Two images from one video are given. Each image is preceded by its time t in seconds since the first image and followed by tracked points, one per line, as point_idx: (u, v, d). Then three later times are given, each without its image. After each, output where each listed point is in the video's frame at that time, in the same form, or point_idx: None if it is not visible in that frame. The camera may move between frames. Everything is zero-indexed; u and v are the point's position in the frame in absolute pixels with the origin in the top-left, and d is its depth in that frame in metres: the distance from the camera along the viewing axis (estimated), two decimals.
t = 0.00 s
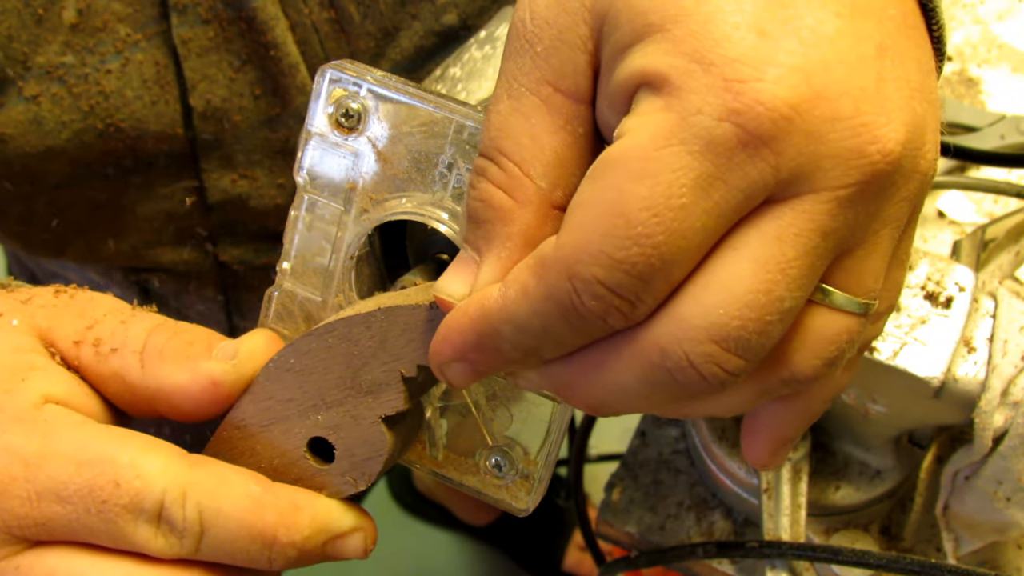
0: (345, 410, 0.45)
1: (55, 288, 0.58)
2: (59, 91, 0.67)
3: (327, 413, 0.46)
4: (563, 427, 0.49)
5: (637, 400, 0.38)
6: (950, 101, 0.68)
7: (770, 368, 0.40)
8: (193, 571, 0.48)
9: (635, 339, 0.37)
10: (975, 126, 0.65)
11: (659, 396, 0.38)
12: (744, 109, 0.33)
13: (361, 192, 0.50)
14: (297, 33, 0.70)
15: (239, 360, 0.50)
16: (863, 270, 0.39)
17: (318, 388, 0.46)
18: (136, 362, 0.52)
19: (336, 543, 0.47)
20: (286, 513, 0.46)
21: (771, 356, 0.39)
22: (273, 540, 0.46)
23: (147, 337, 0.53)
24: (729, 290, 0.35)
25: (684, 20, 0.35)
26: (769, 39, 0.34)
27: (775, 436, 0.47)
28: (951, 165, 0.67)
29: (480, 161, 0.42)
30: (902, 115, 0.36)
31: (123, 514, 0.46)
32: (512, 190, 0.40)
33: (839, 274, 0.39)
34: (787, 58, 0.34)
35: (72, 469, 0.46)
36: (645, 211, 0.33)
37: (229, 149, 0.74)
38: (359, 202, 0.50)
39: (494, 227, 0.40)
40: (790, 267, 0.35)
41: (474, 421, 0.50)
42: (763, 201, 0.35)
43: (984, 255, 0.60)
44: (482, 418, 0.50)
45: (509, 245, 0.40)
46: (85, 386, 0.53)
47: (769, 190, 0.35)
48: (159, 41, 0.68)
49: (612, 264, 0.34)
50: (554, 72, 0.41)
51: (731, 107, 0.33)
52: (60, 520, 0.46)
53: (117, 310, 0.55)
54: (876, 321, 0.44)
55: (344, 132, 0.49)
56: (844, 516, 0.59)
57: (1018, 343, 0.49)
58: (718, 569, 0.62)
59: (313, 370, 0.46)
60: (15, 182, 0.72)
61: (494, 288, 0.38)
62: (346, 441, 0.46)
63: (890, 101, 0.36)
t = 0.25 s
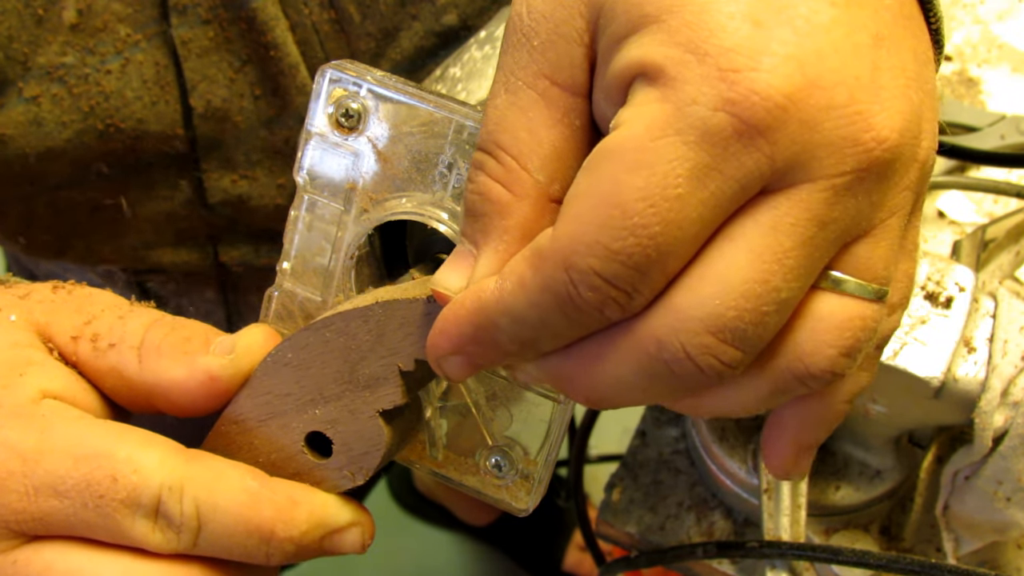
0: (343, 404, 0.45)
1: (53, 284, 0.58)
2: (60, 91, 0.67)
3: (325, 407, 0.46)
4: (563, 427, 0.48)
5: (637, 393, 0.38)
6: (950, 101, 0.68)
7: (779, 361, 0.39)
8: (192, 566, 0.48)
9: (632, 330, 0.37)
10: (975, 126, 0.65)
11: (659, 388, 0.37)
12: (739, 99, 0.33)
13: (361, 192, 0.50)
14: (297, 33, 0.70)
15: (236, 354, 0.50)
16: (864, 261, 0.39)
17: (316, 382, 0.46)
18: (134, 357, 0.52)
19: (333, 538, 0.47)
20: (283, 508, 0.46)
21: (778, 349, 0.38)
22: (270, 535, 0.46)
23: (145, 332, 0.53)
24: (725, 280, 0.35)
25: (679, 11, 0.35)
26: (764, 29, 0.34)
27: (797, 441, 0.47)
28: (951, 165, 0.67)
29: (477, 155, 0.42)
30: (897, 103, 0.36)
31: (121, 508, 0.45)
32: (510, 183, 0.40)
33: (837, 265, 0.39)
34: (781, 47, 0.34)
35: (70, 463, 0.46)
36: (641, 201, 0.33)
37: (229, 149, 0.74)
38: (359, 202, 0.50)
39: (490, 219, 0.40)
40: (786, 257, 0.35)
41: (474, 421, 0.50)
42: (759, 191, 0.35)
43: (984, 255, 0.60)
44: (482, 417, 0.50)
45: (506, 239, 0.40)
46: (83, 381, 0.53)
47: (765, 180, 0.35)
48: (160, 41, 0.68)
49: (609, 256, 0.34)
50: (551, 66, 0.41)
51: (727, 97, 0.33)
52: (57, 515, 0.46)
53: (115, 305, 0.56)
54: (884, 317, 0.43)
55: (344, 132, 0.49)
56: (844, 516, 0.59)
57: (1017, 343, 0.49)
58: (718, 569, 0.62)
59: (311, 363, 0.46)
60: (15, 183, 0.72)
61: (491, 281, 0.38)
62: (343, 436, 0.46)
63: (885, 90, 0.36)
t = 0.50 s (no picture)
0: (340, 398, 0.45)
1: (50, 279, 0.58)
2: (60, 91, 0.67)
3: (321, 400, 0.46)
4: (563, 427, 0.48)
5: (631, 385, 0.38)
6: (950, 102, 0.68)
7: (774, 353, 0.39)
8: (188, 559, 0.48)
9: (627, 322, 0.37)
10: (976, 126, 0.65)
11: (653, 380, 0.37)
12: (734, 91, 0.33)
13: (361, 192, 0.50)
14: (297, 33, 0.70)
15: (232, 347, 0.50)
16: (860, 253, 0.39)
17: (313, 376, 0.46)
18: (130, 351, 0.52)
19: (330, 532, 0.48)
20: (280, 503, 0.46)
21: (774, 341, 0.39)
22: (267, 529, 0.46)
23: (141, 325, 0.53)
24: (721, 273, 0.35)
25: (674, 3, 0.35)
26: (759, 21, 0.34)
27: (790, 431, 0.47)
28: (951, 165, 0.67)
29: (474, 148, 0.42)
30: (892, 96, 0.36)
31: (117, 502, 0.45)
32: (507, 176, 0.40)
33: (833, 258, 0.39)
34: (777, 39, 0.34)
35: (67, 457, 0.46)
36: (636, 193, 0.33)
37: (229, 149, 0.74)
38: (359, 202, 0.50)
39: (487, 212, 0.40)
40: (782, 250, 0.35)
41: (474, 421, 0.50)
42: (754, 183, 0.35)
43: (984, 255, 0.60)
44: (482, 417, 0.50)
45: (503, 231, 0.40)
46: (80, 375, 0.53)
47: (761, 172, 0.35)
48: (159, 41, 0.68)
49: (605, 248, 0.34)
50: (548, 59, 0.41)
51: (722, 89, 0.33)
52: (55, 509, 0.46)
53: (112, 300, 0.56)
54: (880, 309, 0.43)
55: (344, 132, 0.49)
56: (844, 516, 0.59)
57: (1018, 343, 0.49)
58: (718, 569, 0.62)
59: (307, 357, 0.46)
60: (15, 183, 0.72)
61: (486, 274, 0.38)
62: (340, 429, 0.46)
63: (880, 82, 0.36)
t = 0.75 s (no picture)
0: (336, 391, 0.45)
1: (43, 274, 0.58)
2: (60, 91, 0.67)
3: (318, 394, 0.46)
4: (563, 427, 0.48)
5: (627, 379, 0.38)
6: (951, 102, 0.68)
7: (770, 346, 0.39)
8: (184, 552, 0.48)
9: (623, 314, 0.37)
10: (976, 126, 0.65)
11: (649, 374, 0.37)
12: (732, 84, 0.33)
13: (361, 192, 0.50)
14: (297, 32, 0.70)
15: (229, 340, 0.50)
16: (856, 248, 0.39)
17: (309, 369, 0.46)
18: (126, 344, 0.53)
19: (326, 525, 0.48)
20: (275, 496, 0.46)
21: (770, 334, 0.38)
22: (262, 522, 0.46)
23: (138, 319, 0.53)
24: (717, 267, 0.35)
25: None
26: (757, 14, 0.34)
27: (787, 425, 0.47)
28: (951, 165, 0.67)
29: (472, 141, 0.42)
30: (890, 90, 0.36)
31: (113, 495, 0.46)
32: (504, 169, 0.40)
33: (829, 251, 0.39)
34: (774, 33, 0.34)
35: (63, 450, 0.46)
36: (633, 186, 0.33)
37: (229, 149, 0.74)
38: (359, 203, 0.50)
39: (484, 205, 0.40)
40: (778, 244, 0.35)
41: (474, 421, 0.50)
42: (751, 177, 0.35)
43: (984, 255, 0.60)
44: (481, 417, 0.50)
45: (499, 225, 0.40)
46: (77, 368, 0.53)
47: (757, 166, 0.35)
48: (159, 40, 0.68)
49: (602, 240, 0.34)
50: (545, 52, 0.41)
51: (720, 82, 0.33)
52: (51, 501, 0.46)
53: (109, 293, 0.56)
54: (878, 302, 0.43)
55: (344, 132, 0.49)
56: (844, 516, 0.59)
57: (1018, 343, 0.49)
58: (718, 569, 0.62)
59: (304, 350, 0.46)
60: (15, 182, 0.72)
61: (482, 266, 0.38)
62: (336, 422, 0.46)
63: (878, 76, 0.36)
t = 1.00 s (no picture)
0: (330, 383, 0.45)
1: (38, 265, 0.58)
2: (60, 90, 0.67)
3: (313, 386, 0.46)
4: (563, 427, 0.48)
5: (621, 366, 0.38)
6: (951, 102, 0.68)
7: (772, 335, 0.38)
8: (178, 544, 0.48)
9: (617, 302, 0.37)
10: (977, 125, 0.65)
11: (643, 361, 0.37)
12: (727, 75, 0.33)
13: (361, 192, 0.50)
14: (296, 31, 0.70)
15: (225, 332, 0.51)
16: (858, 238, 0.38)
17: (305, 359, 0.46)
18: (123, 336, 0.53)
19: (320, 518, 0.48)
20: (270, 488, 0.46)
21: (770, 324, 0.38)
22: (256, 515, 0.47)
23: (135, 311, 0.53)
24: (712, 258, 0.35)
25: None
26: (752, 5, 0.34)
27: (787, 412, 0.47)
28: (951, 165, 0.67)
29: (468, 134, 0.42)
30: (887, 81, 0.36)
31: (108, 486, 0.46)
32: (500, 161, 0.40)
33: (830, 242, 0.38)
34: (770, 23, 0.34)
35: (58, 441, 0.46)
36: (628, 176, 0.33)
37: (228, 148, 0.74)
38: (359, 202, 0.50)
39: (480, 197, 0.40)
40: (773, 235, 0.35)
41: (473, 421, 0.50)
42: (747, 168, 0.35)
43: (985, 255, 0.60)
44: (481, 417, 0.50)
45: (495, 217, 0.40)
46: (72, 360, 0.53)
47: (753, 156, 0.34)
48: (158, 40, 0.68)
49: (596, 231, 0.34)
50: (542, 44, 0.41)
51: (715, 73, 0.33)
52: (45, 492, 0.46)
53: (104, 285, 0.56)
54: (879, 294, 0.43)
55: (344, 132, 0.49)
56: (844, 516, 0.59)
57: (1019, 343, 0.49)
58: (718, 569, 0.62)
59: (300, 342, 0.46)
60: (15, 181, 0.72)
61: (477, 257, 0.38)
62: (331, 414, 0.46)
63: (874, 68, 0.36)
